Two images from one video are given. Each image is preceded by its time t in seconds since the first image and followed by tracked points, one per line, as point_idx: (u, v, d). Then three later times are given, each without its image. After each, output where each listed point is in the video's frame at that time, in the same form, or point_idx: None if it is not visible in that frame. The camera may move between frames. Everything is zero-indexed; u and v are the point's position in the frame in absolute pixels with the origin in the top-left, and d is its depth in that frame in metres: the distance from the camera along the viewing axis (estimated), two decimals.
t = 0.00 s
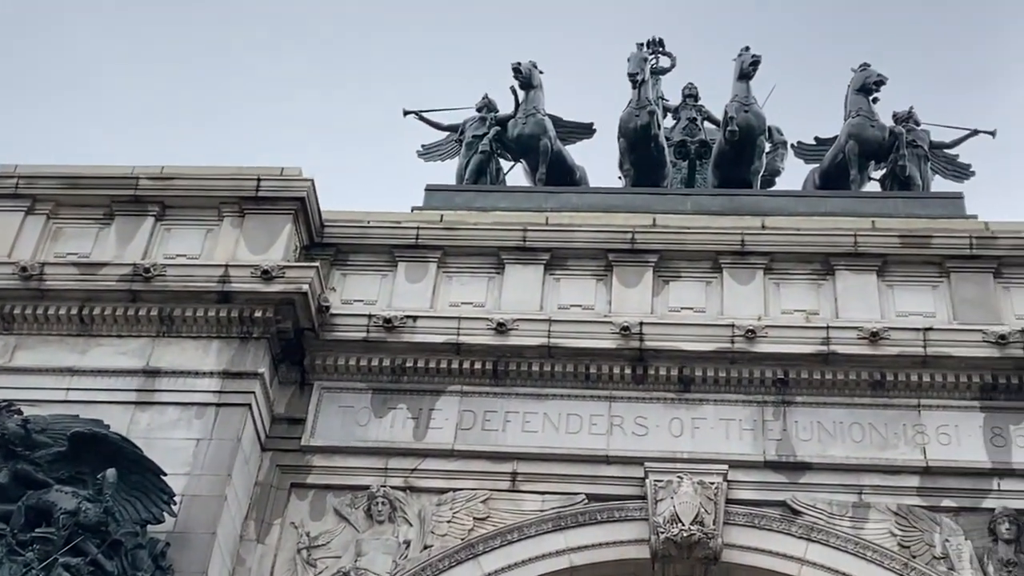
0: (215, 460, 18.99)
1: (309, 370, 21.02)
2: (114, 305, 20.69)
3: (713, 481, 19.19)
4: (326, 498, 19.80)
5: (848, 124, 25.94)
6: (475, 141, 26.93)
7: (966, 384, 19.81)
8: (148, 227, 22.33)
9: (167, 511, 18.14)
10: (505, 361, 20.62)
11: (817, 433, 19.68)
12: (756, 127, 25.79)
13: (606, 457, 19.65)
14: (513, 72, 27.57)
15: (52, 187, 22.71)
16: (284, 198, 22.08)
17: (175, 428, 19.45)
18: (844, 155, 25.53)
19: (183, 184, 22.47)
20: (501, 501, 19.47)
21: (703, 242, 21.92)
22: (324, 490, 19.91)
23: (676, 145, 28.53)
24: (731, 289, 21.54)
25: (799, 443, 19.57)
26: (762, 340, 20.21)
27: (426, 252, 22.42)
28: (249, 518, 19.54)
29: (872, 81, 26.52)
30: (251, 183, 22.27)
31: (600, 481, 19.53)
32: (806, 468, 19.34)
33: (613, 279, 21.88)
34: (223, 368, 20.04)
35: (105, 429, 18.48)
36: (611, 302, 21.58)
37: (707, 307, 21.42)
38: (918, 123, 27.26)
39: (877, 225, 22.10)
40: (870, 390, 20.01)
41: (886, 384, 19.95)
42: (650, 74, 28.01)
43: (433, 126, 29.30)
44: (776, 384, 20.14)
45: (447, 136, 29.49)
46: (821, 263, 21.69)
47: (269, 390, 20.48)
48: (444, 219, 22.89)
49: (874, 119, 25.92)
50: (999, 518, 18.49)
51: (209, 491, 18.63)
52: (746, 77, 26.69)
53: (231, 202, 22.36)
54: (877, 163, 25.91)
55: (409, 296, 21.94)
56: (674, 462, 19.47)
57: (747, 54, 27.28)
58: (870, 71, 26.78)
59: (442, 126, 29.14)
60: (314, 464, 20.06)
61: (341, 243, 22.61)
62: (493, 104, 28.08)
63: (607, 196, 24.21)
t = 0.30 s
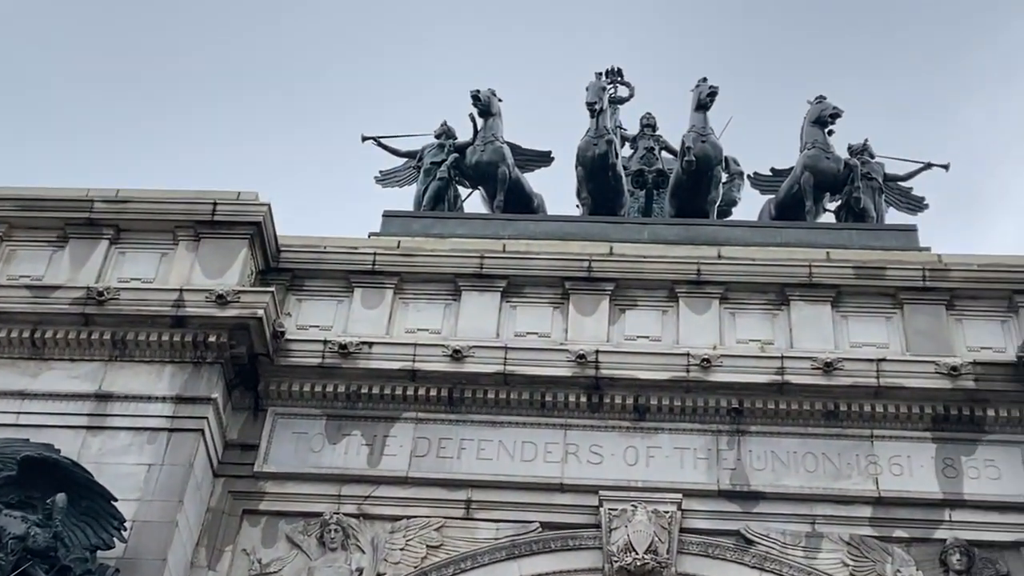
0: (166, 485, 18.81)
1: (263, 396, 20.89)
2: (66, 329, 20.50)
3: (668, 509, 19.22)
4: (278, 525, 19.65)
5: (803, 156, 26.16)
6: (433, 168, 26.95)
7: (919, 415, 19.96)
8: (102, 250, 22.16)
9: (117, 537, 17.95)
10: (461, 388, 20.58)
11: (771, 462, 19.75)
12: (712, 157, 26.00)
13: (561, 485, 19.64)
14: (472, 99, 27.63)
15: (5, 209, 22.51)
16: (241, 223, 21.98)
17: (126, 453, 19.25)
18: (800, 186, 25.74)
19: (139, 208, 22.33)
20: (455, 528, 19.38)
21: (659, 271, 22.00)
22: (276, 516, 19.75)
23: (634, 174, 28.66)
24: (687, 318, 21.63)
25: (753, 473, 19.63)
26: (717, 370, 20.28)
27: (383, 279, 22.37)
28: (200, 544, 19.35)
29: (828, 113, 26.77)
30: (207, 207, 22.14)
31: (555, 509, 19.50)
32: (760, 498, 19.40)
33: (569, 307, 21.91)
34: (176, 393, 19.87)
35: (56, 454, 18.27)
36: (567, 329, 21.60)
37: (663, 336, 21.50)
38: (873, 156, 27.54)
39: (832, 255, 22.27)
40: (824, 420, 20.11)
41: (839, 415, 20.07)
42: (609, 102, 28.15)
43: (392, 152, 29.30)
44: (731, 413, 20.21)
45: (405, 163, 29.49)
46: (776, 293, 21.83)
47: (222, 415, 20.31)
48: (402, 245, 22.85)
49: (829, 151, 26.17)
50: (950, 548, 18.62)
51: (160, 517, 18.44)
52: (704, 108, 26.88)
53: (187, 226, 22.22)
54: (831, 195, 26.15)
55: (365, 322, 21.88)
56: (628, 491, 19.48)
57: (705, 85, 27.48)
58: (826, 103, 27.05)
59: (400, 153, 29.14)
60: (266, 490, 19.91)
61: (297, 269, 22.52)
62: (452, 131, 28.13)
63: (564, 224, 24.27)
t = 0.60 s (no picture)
0: (122, 506, 18.62)
1: (220, 417, 20.73)
2: (22, 347, 20.29)
3: (626, 531, 19.23)
4: (234, 547, 19.47)
5: (764, 180, 26.32)
6: (395, 188, 26.93)
7: (877, 438, 20.05)
8: (60, 268, 21.96)
9: (71, 558, 17.67)
10: (421, 410, 20.51)
11: (729, 485, 19.78)
12: (674, 180, 26.10)
13: (520, 508, 19.59)
14: (434, 121, 27.63)
15: None
16: (200, 242, 21.85)
17: (81, 473, 19.06)
18: (760, 210, 25.87)
19: (97, 226, 22.16)
20: (413, 551, 19.28)
21: (620, 293, 22.04)
22: (233, 538, 19.57)
23: (595, 196, 28.72)
24: (647, 341, 21.67)
25: (712, 495, 19.67)
26: (676, 393, 20.32)
27: (343, 299, 22.30)
28: (156, 566, 19.16)
29: (788, 138, 26.94)
30: (166, 226, 21.99)
31: (514, 532, 19.45)
32: (719, 520, 19.42)
33: (530, 329, 21.90)
34: (132, 413, 19.70)
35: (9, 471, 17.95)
36: (527, 351, 21.60)
37: (623, 358, 21.53)
38: (832, 180, 27.75)
39: (791, 279, 22.39)
40: (783, 444, 20.17)
41: (798, 438, 20.14)
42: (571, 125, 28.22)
43: (353, 173, 29.24)
44: (690, 436, 20.24)
45: (366, 183, 29.44)
46: (736, 316, 21.90)
47: (179, 436, 20.14)
48: (362, 266, 22.78)
49: (789, 176, 26.34)
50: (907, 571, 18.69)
51: (115, 538, 18.25)
52: (665, 131, 27.00)
53: (145, 244, 22.07)
54: (791, 219, 26.31)
55: (324, 343, 21.79)
56: (588, 513, 19.47)
57: (666, 109, 27.61)
58: (786, 128, 27.23)
59: (362, 173, 29.09)
60: (223, 512, 19.76)
61: (256, 288, 22.40)
62: (414, 152, 28.12)
63: (525, 245, 24.27)
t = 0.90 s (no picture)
0: (84, 523, 18.46)
1: (184, 432, 20.59)
2: None
3: (592, 547, 19.23)
4: (197, 563, 19.32)
5: (730, 197, 26.43)
6: (362, 204, 26.88)
7: (841, 454, 20.13)
8: (23, 282, 21.78)
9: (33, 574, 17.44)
10: (386, 425, 20.43)
11: (695, 501, 19.81)
12: (641, 196, 26.15)
13: (486, 524, 19.54)
14: (401, 136, 27.60)
15: None
16: (164, 256, 21.72)
17: (43, 489, 18.89)
18: (726, 227, 25.96)
19: (61, 240, 22.00)
20: (378, 567, 19.19)
21: (586, 309, 22.06)
22: (197, 554, 19.42)
23: (562, 212, 28.76)
24: (613, 357, 21.69)
25: (677, 511, 19.68)
26: (642, 409, 20.35)
27: (309, 314, 22.22)
28: None
29: (754, 155, 27.07)
30: (130, 240, 21.85)
31: (479, 548, 19.40)
32: (684, 536, 19.44)
33: (496, 344, 21.88)
34: (95, 428, 19.53)
35: None
36: (493, 367, 21.58)
37: (589, 374, 21.54)
38: (797, 198, 27.90)
39: (756, 295, 22.47)
40: (748, 460, 20.21)
41: (763, 454, 20.19)
42: (538, 141, 28.24)
43: (319, 187, 29.17)
44: (656, 452, 20.25)
45: (333, 198, 29.38)
46: (702, 332, 21.97)
47: (143, 451, 19.99)
48: (328, 281, 22.71)
49: (755, 193, 26.45)
50: None
51: (77, 555, 18.09)
52: (632, 148, 27.07)
53: (109, 259, 21.92)
54: (757, 236, 26.40)
55: (290, 358, 21.70)
56: (553, 529, 19.45)
57: (633, 126, 27.69)
58: (752, 145, 27.36)
59: (328, 188, 29.02)
60: (187, 528, 19.61)
61: (221, 303, 22.28)
62: (381, 168, 28.08)
63: (492, 261, 24.26)
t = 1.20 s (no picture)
0: (53, 535, 18.32)
1: (155, 444, 20.46)
2: None
3: (564, 559, 19.23)
4: None
5: (702, 209, 26.49)
6: (334, 215, 26.82)
7: (813, 465, 20.18)
8: None
9: None
10: (358, 437, 20.36)
11: (667, 513, 19.82)
12: (613, 208, 26.18)
13: (458, 536, 19.48)
14: (374, 147, 27.56)
15: None
16: (135, 267, 21.60)
17: (11, 502, 18.74)
18: (698, 239, 26.02)
19: (30, 251, 21.85)
20: None
21: (559, 320, 22.05)
22: (167, 567, 19.28)
23: (535, 224, 28.77)
24: (585, 368, 21.69)
25: (649, 522, 19.68)
26: (615, 420, 20.35)
27: (280, 325, 22.13)
28: None
29: (726, 167, 27.15)
30: (101, 251, 21.72)
31: (451, 560, 19.34)
32: (656, 547, 19.43)
33: (468, 356, 21.85)
34: (65, 440, 19.40)
35: None
36: (466, 378, 21.54)
37: (562, 386, 21.53)
38: (769, 210, 28.00)
39: (728, 307, 22.53)
40: (720, 471, 20.24)
41: (735, 465, 20.22)
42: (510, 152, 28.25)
43: (291, 198, 29.09)
44: (628, 463, 20.25)
45: (305, 209, 29.29)
46: (674, 344, 22.00)
47: (112, 463, 19.85)
48: (300, 292, 22.63)
49: (727, 205, 26.52)
50: None
51: (45, 568, 17.95)
52: (605, 159, 27.11)
53: (79, 269, 21.78)
54: (729, 248, 26.47)
55: (261, 370, 21.61)
56: (525, 541, 19.42)
57: (605, 138, 27.73)
58: (724, 157, 27.44)
59: (300, 199, 28.93)
60: (156, 540, 19.48)
61: (192, 314, 22.17)
62: (353, 179, 28.03)
63: (464, 272, 24.24)
